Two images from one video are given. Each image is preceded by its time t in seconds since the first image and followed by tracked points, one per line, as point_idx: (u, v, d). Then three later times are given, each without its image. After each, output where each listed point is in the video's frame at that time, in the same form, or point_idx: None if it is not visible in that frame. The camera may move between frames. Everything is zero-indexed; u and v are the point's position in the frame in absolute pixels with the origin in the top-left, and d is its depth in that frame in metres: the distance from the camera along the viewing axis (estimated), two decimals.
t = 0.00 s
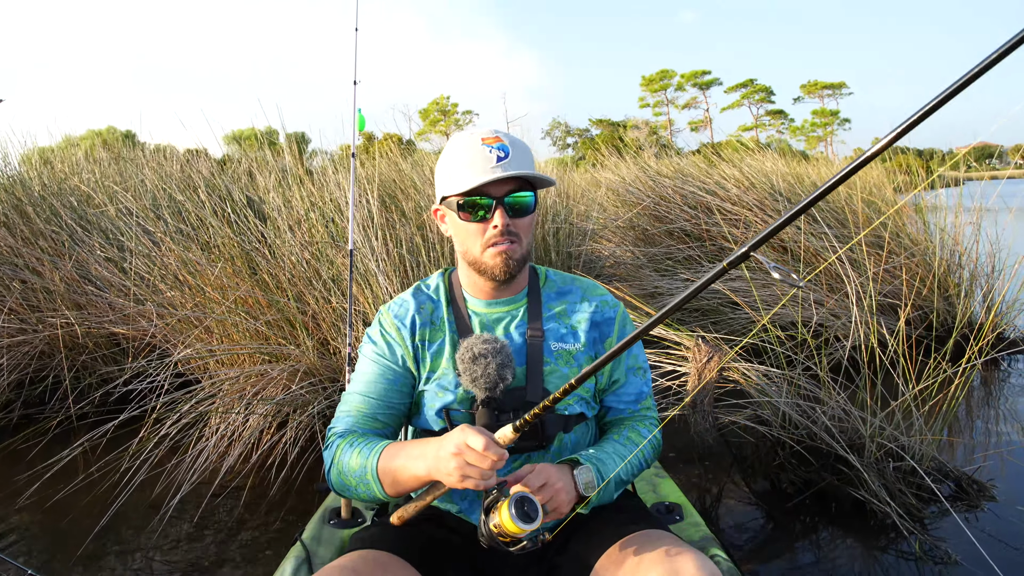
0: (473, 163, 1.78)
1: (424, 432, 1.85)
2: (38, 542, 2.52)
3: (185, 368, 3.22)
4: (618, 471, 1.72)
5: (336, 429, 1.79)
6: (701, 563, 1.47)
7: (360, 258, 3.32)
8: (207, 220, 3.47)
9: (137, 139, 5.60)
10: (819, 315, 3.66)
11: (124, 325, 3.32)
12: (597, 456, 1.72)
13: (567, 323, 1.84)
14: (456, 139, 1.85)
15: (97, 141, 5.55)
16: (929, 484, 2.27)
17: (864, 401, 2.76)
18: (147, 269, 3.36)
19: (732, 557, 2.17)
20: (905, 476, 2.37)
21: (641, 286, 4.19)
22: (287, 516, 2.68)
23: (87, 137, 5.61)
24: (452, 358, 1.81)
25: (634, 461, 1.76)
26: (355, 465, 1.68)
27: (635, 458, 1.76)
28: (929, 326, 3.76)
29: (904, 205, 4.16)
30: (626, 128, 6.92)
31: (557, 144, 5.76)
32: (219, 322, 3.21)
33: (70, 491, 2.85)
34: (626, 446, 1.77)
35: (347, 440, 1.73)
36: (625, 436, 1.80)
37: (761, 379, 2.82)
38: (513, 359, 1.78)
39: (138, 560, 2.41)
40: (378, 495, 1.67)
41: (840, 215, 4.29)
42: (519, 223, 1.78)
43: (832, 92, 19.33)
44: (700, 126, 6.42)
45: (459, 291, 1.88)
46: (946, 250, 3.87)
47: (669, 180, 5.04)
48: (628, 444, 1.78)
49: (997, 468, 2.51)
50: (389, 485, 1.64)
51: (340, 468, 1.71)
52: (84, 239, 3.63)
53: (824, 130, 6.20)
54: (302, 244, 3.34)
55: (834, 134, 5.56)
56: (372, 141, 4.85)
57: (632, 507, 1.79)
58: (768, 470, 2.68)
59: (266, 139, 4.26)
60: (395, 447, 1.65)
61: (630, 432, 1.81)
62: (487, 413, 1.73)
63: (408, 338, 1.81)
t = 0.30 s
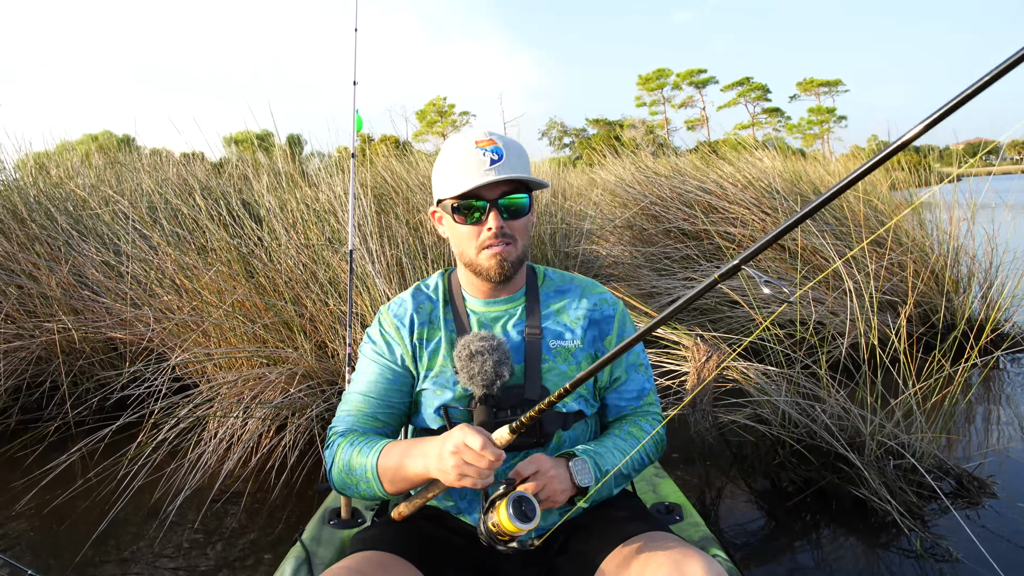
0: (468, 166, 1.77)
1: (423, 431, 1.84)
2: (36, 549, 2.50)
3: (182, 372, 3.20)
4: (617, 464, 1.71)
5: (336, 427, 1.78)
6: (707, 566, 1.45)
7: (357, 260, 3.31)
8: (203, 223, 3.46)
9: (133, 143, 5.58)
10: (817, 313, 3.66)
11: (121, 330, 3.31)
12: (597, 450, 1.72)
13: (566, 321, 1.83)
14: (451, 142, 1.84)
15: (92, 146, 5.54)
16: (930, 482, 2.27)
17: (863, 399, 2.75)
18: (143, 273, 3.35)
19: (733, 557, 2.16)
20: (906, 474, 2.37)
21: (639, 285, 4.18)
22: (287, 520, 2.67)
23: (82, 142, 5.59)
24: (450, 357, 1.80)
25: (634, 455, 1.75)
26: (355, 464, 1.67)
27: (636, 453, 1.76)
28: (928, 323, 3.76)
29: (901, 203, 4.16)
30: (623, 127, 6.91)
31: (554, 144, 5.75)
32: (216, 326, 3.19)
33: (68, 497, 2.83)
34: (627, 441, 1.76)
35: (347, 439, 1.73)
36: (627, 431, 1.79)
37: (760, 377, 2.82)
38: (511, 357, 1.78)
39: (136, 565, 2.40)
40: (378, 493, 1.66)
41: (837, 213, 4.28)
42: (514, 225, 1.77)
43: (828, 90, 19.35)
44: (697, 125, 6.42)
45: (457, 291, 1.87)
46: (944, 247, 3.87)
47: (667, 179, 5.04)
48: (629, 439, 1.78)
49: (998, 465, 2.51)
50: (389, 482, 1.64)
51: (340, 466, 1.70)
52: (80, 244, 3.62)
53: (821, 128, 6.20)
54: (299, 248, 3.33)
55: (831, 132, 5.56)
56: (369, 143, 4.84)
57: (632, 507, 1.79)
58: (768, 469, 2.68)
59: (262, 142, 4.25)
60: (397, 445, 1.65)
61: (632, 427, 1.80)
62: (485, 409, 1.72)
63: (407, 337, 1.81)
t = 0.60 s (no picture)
0: (471, 168, 1.76)
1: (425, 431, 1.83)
2: (34, 549, 2.49)
3: (182, 371, 3.20)
4: (622, 458, 1.72)
5: (338, 430, 1.78)
6: (709, 566, 1.44)
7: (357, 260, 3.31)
8: (203, 222, 3.45)
9: (132, 142, 5.57)
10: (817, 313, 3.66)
11: (121, 329, 3.30)
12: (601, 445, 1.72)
13: (567, 320, 1.82)
14: (454, 143, 1.83)
15: (92, 145, 5.53)
16: (931, 483, 2.26)
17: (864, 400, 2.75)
18: (143, 272, 3.34)
19: (733, 558, 2.16)
20: (907, 475, 2.36)
21: (639, 285, 4.18)
22: (287, 520, 2.67)
23: (81, 140, 5.58)
24: (451, 357, 1.79)
25: (637, 451, 1.75)
26: (356, 466, 1.67)
27: (639, 449, 1.76)
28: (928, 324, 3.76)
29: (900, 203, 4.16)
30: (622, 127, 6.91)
31: (554, 144, 5.75)
32: (215, 326, 3.19)
33: (68, 496, 2.83)
34: (630, 437, 1.77)
35: (348, 440, 1.73)
36: (630, 428, 1.79)
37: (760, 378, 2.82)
38: (513, 355, 1.78)
39: (135, 565, 2.39)
40: (379, 494, 1.66)
41: (836, 213, 4.29)
42: (516, 227, 1.77)
43: (826, 92, 19.38)
44: (697, 125, 6.42)
45: (457, 289, 1.87)
46: (944, 248, 3.88)
47: (667, 180, 5.04)
48: (632, 435, 1.78)
49: (998, 466, 2.50)
50: (387, 484, 1.63)
51: (342, 469, 1.70)
52: (79, 243, 3.61)
53: (820, 128, 6.20)
54: (299, 247, 3.33)
55: (830, 133, 5.56)
56: (369, 142, 4.84)
57: (633, 507, 1.78)
58: (768, 469, 2.67)
59: (261, 142, 4.24)
60: (395, 446, 1.65)
61: (635, 424, 1.81)
62: (485, 405, 1.71)
63: (408, 338, 1.80)
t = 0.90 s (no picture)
0: (470, 170, 1.77)
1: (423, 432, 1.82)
2: (34, 549, 2.49)
3: (182, 372, 3.20)
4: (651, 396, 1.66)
5: (335, 429, 1.78)
6: (710, 567, 1.44)
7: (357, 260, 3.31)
8: (202, 222, 3.45)
9: (132, 142, 5.58)
10: (817, 314, 3.65)
11: (121, 329, 3.30)
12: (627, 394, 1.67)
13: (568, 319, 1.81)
14: (454, 144, 1.83)
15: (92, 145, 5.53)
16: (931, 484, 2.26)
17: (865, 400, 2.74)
18: (143, 273, 3.34)
19: (734, 558, 2.16)
20: (908, 476, 2.36)
21: (639, 285, 4.17)
22: (286, 521, 2.66)
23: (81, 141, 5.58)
24: (452, 357, 1.79)
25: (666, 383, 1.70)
26: (353, 465, 1.66)
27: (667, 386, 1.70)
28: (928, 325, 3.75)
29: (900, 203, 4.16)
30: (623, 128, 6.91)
31: (554, 144, 5.75)
32: (215, 326, 3.18)
33: (68, 496, 2.83)
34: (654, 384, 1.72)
35: (346, 439, 1.72)
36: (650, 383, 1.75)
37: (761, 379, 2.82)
38: (514, 354, 1.77)
39: (135, 566, 2.39)
40: (375, 494, 1.66)
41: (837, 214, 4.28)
42: (515, 228, 1.76)
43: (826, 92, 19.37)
44: (697, 125, 6.41)
45: (460, 289, 1.87)
46: (945, 248, 3.87)
47: (667, 180, 5.03)
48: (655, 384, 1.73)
49: (1000, 467, 2.50)
50: (385, 485, 1.63)
51: (339, 467, 1.70)
52: (79, 243, 3.61)
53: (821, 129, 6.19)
54: (299, 247, 3.33)
55: (831, 133, 5.56)
56: (370, 143, 4.83)
57: (633, 508, 1.78)
58: (768, 470, 2.67)
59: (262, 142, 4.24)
60: (392, 448, 1.63)
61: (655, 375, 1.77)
62: (487, 405, 1.70)
63: (409, 338, 1.80)
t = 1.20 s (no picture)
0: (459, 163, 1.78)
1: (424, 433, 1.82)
2: (34, 552, 2.49)
3: (182, 374, 3.20)
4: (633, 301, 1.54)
5: (343, 436, 1.79)
6: (710, 567, 1.44)
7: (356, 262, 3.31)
8: (201, 225, 3.45)
9: (132, 146, 5.58)
10: (817, 312, 3.65)
11: (121, 332, 3.30)
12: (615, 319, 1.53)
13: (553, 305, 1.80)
14: (448, 142, 1.84)
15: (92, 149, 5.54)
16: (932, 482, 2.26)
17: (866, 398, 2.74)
18: (142, 276, 3.34)
19: (734, 557, 2.16)
20: (908, 473, 2.36)
21: (639, 284, 4.16)
22: (286, 523, 2.66)
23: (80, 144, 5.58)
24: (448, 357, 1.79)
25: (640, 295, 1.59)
26: (363, 471, 1.67)
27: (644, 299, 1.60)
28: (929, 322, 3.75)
29: (900, 200, 4.15)
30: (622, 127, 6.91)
31: (554, 144, 5.74)
32: (214, 329, 3.18)
33: (68, 500, 2.83)
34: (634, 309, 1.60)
35: (354, 445, 1.73)
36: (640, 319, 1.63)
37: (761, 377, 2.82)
38: (505, 351, 1.77)
39: (135, 569, 2.39)
40: (386, 499, 1.66)
41: (836, 211, 4.28)
42: (505, 224, 1.74)
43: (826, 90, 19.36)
44: (697, 124, 6.41)
45: (455, 289, 1.88)
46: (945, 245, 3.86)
47: (667, 179, 5.03)
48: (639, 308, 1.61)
49: (1000, 464, 2.49)
50: (395, 489, 1.63)
51: (349, 474, 1.70)
52: (78, 246, 3.61)
53: (820, 127, 6.18)
54: (298, 249, 3.33)
55: (830, 131, 5.55)
56: (369, 144, 4.83)
57: (632, 508, 1.78)
58: (768, 468, 2.67)
59: (260, 144, 4.24)
60: (401, 453, 1.63)
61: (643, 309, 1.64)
62: (477, 405, 1.69)
63: (408, 339, 1.81)
